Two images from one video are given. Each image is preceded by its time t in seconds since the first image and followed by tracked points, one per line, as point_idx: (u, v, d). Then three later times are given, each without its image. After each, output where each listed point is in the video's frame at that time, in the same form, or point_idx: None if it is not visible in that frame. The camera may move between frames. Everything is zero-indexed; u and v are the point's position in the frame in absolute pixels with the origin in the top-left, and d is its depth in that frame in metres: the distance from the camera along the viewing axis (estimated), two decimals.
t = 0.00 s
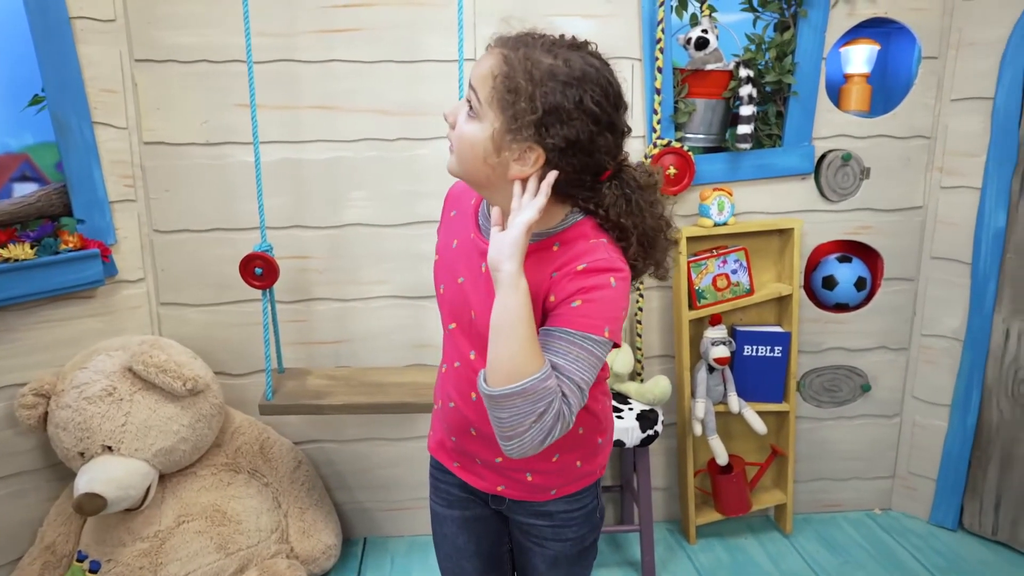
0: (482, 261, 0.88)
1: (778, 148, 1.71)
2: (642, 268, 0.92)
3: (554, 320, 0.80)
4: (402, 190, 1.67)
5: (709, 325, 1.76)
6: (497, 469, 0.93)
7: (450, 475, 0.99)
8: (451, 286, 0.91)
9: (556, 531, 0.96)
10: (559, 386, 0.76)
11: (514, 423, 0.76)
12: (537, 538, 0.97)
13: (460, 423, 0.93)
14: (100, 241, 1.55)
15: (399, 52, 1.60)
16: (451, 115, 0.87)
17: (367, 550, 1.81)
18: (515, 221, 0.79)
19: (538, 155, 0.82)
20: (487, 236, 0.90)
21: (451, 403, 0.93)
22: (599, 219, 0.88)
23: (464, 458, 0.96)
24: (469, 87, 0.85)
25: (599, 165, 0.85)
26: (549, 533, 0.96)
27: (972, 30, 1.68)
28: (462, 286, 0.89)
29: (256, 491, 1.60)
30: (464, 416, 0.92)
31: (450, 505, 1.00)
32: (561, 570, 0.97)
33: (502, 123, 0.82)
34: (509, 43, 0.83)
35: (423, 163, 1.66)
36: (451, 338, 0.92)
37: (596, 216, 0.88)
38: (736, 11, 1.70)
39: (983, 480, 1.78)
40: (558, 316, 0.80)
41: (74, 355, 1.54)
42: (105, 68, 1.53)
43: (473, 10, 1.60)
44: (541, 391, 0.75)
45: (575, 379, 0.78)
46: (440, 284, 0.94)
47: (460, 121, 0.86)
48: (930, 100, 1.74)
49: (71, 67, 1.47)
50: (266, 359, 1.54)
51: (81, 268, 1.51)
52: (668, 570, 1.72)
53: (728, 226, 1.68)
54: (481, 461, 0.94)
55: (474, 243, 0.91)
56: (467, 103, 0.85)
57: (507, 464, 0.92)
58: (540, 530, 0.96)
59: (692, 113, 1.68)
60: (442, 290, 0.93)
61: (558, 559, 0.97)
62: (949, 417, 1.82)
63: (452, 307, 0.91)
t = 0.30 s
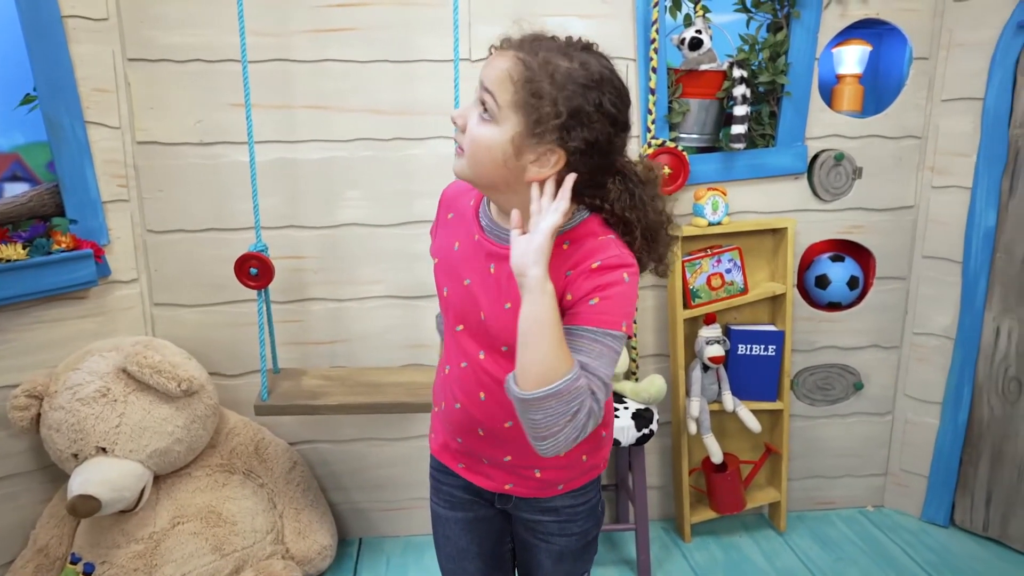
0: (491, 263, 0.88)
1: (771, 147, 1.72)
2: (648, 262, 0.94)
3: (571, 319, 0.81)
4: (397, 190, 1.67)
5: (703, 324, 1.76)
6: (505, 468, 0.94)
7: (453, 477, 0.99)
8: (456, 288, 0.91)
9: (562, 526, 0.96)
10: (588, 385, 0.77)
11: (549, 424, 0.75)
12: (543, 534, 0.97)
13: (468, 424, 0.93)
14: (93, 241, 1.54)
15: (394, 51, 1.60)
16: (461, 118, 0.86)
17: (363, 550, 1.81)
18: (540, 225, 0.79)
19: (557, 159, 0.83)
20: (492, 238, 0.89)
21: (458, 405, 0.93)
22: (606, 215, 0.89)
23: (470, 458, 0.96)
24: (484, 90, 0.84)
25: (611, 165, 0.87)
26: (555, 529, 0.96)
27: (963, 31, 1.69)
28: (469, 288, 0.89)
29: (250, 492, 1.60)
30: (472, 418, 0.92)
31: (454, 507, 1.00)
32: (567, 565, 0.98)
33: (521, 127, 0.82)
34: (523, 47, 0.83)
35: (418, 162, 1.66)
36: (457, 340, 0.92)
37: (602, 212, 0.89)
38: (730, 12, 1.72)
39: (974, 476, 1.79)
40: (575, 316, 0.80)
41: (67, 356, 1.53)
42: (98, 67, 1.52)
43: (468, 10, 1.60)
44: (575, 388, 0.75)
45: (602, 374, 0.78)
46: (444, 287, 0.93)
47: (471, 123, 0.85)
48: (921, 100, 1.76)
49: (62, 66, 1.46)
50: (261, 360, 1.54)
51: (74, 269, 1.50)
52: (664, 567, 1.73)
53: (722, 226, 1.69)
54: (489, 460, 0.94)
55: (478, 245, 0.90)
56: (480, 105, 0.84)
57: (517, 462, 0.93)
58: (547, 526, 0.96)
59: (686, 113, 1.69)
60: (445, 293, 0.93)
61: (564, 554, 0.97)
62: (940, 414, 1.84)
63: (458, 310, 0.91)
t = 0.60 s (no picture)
0: (518, 239, 0.88)
1: (766, 146, 1.73)
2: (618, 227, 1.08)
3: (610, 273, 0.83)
4: (393, 189, 1.66)
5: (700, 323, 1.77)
6: (529, 464, 0.92)
7: (465, 485, 0.97)
8: (477, 275, 0.89)
9: (578, 525, 0.95)
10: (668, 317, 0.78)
11: (644, 355, 0.74)
12: (558, 535, 0.96)
13: (492, 418, 0.91)
14: (87, 241, 1.53)
15: (390, 50, 1.60)
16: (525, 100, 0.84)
17: (359, 551, 1.80)
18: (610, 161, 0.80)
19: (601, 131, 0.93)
20: (518, 218, 0.89)
21: (481, 400, 0.91)
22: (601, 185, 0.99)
23: (492, 460, 0.93)
24: (546, 72, 0.86)
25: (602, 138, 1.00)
26: (571, 528, 0.95)
27: (956, 30, 1.70)
28: (495, 270, 0.88)
29: (247, 492, 1.59)
30: (499, 408, 0.90)
31: (467, 517, 0.98)
32: (582, 565, 0.97)
33: (584, 105, 0.88)
34: (563, 31, 0.89)
35: (414, 162, 1.66)
36: (479, 329, 0.90)
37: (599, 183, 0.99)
38: (726, 10, 1.71)
39: (968, 473, 1.80)
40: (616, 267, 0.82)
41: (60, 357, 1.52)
42: (91, 65, 1.50)
43: (464, 9, 1.59)
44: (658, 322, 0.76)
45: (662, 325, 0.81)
46: (459, 280, 0.91)
47: (537, 103, 0.85)
48: (915, 99, 1.76)
49: (56, 63, 1.45)
50: (258, 360, 1.53)
51: (67, 268, 1.49)
52: (662, 566, 1.73)
53: (719, 224, 1.69)
54: (513, 457, 0.92)
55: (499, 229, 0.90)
56: (545, 87, 0.86)
57: (544, 453, 0.91)
58: (563, 526, 0.95)
59: (682, 111, 1.69)
60: (463, 284, 0.90)
61: (578, 554, 0.97)
62: (935, 412, 1.84)
63: (481, 298, 0.88)
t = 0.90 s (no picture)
0: (524, 215, 0.90)
1: (758, 147, 1.73)
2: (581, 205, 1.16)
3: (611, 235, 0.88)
4: (385, 189, 1.66)
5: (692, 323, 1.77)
6: (534, 453, 0.92)
7: (464, 496, 0.96)
8: (487, 252, 0.89)
9: (578, 531, 0.96)
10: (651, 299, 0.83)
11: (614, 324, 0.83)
12: (558, 541, 0.96)
13: (497, 399, 0.91)
14: (76, 242, 1.51)
15: (382, 50, 1.59)
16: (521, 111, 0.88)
17: (353, 553, 1.79)
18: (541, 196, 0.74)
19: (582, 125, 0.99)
20: (522, 198, 0.92)
21: (485, 380, 0.92)
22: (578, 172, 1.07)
23: (495, 450, 0.93)
24: (536, 80, 0.90)
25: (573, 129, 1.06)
26: (571, 534, 0.96)
27: (945, 31, 1.71)
28: (503, 247, 0.89)
29: (239, 495, 1.58)
30: (504, 387, 0.91)
31: (464, 528, 0.97)
32: (582, 571, 0.98)
33: (570, 106, 0.93)
34: (544, 37, 0.93)
35: (407, 162, 1.66)
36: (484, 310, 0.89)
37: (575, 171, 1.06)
38: (718, 11, 1.71)
39: (958, 471, 1.81)
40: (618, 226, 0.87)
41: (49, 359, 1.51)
42: (81, 64, 1.49)
43: (457, 8, 1.59)
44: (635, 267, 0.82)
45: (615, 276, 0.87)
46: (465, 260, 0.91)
47: (532, 109, 0.89)
48: (905, 100, 1.78)
49: (44, 63, 1.43)
50: (250, 361, 1.52)
51: (57, 269, 1.47)
52: (656, 566, 1.73)
53: (710, 224, 1.70)
54: (518, 444, 0.92)
55: (504, 208, 0.92)
56: (536, 95, 0.90)
57: (549, 436, 0.92)
58: (563, 532, 0.96)
59: (674, 112, 1.70)
60: (471, 263, 0.89)
61: (578, 560, 0.97)
62: (925, 410, 1.85)
63: (489, 276, 0.88)
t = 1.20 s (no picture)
0: (520, 220, 0.92)
1: (748, 147, 1.74)
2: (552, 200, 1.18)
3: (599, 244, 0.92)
4: (376, 190, 1.65)
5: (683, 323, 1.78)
6: (535, 455, 0.92)
7: (463, 502, 0.95)
8: (484, 258, 0.91)
9: (579, 528, 0.96)
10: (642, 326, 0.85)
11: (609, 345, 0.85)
12: (559, 540, 0.96)
13: (498, 402, 0.91)
14: (64, 243, 1.50)
15: (372, 50, 1.59)
16: (516, 109, 0.89)
17: (344, 554, 1.78)
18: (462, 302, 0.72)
19: (572, 124, 1.00)
20: (518, 203, 0.94)
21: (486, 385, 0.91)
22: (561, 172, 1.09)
23: (496, 454, 0.92)
24: (531, 79, 0.90)
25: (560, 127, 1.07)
26: (572, 532, 0.96)
27: (932, 33, 1.72)
28: (500, 252, 0.90)
29: (230, 497, 1.57)
30: (506, 390, 0.90)
31: (464, 534, 0.96)
32: (583, 570, 0.98)
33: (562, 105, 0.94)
34: (537, 36, 0.93)
35: (398, 162, 1.65)
36: (484, 314, 0.90)
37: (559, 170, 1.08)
38: (707, 12, 1.72)
39: (946, 468, 1.83)
40: (607, 235, 0.92)
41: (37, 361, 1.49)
42: (68, 64, 1.48)
43: (448, 9, 1.59)
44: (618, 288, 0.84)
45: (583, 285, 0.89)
46: (463, 265, 0.91)
47: (527, 107, 0.90)
48: (892, 101, 1.79)
49: (31, 62, 1.42)
50: (240, 363, 1.51)
51: (44, 270, 1.45)
52: (649, 565, 1.73)
53: (702, 224, 1.70)
54: (519, 447, 0.92)
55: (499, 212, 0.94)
56: (530, 93, 0.90)
57: (551, 437, 0.92)
58: (565, 530, 0.96)
59: (665, 112, 1.70)
60: (467, 268, 0.91)
61: (579, 558, 0.97)
62: (913, 408, 1.87)
63: (487, 280, 0.89)
